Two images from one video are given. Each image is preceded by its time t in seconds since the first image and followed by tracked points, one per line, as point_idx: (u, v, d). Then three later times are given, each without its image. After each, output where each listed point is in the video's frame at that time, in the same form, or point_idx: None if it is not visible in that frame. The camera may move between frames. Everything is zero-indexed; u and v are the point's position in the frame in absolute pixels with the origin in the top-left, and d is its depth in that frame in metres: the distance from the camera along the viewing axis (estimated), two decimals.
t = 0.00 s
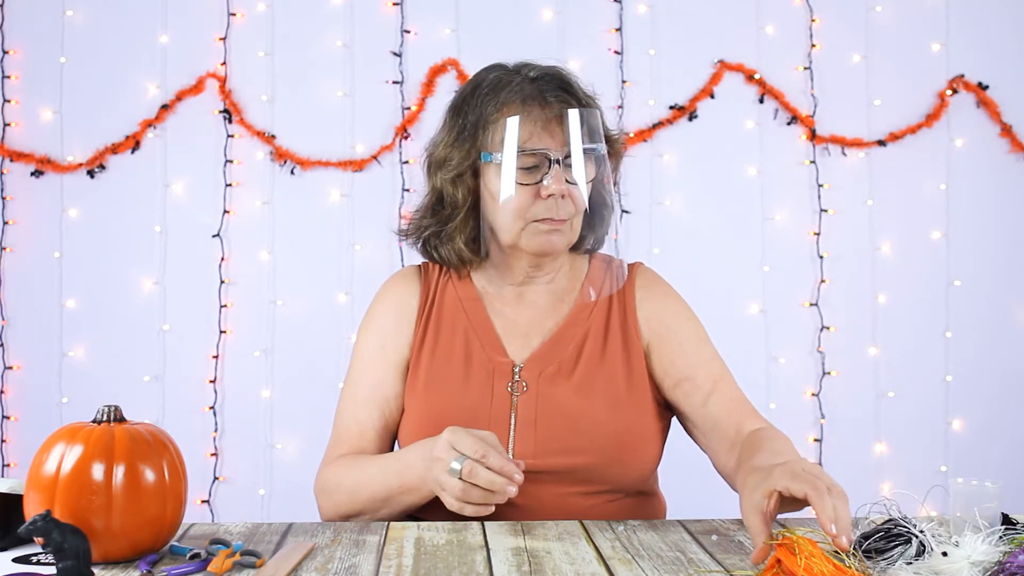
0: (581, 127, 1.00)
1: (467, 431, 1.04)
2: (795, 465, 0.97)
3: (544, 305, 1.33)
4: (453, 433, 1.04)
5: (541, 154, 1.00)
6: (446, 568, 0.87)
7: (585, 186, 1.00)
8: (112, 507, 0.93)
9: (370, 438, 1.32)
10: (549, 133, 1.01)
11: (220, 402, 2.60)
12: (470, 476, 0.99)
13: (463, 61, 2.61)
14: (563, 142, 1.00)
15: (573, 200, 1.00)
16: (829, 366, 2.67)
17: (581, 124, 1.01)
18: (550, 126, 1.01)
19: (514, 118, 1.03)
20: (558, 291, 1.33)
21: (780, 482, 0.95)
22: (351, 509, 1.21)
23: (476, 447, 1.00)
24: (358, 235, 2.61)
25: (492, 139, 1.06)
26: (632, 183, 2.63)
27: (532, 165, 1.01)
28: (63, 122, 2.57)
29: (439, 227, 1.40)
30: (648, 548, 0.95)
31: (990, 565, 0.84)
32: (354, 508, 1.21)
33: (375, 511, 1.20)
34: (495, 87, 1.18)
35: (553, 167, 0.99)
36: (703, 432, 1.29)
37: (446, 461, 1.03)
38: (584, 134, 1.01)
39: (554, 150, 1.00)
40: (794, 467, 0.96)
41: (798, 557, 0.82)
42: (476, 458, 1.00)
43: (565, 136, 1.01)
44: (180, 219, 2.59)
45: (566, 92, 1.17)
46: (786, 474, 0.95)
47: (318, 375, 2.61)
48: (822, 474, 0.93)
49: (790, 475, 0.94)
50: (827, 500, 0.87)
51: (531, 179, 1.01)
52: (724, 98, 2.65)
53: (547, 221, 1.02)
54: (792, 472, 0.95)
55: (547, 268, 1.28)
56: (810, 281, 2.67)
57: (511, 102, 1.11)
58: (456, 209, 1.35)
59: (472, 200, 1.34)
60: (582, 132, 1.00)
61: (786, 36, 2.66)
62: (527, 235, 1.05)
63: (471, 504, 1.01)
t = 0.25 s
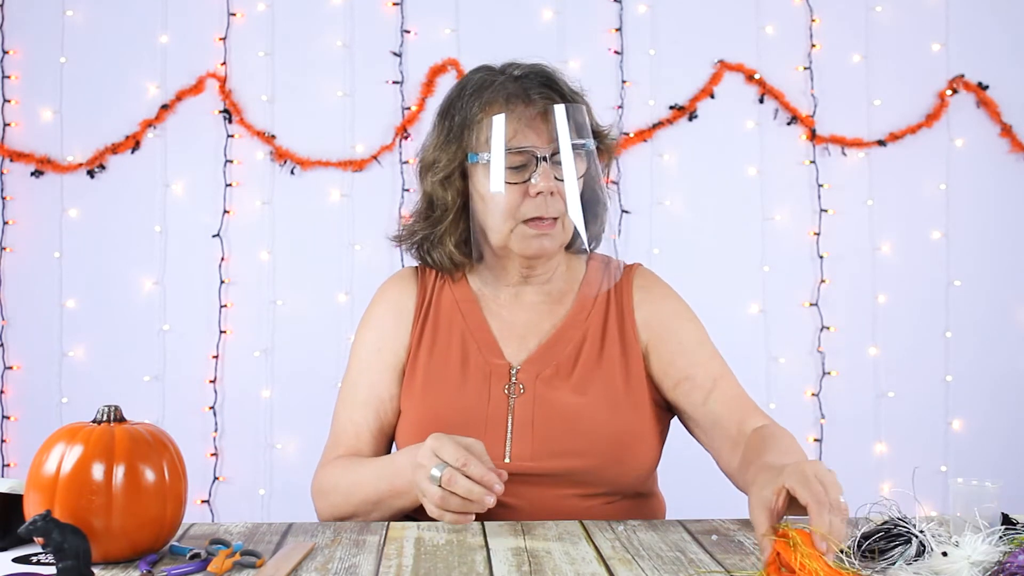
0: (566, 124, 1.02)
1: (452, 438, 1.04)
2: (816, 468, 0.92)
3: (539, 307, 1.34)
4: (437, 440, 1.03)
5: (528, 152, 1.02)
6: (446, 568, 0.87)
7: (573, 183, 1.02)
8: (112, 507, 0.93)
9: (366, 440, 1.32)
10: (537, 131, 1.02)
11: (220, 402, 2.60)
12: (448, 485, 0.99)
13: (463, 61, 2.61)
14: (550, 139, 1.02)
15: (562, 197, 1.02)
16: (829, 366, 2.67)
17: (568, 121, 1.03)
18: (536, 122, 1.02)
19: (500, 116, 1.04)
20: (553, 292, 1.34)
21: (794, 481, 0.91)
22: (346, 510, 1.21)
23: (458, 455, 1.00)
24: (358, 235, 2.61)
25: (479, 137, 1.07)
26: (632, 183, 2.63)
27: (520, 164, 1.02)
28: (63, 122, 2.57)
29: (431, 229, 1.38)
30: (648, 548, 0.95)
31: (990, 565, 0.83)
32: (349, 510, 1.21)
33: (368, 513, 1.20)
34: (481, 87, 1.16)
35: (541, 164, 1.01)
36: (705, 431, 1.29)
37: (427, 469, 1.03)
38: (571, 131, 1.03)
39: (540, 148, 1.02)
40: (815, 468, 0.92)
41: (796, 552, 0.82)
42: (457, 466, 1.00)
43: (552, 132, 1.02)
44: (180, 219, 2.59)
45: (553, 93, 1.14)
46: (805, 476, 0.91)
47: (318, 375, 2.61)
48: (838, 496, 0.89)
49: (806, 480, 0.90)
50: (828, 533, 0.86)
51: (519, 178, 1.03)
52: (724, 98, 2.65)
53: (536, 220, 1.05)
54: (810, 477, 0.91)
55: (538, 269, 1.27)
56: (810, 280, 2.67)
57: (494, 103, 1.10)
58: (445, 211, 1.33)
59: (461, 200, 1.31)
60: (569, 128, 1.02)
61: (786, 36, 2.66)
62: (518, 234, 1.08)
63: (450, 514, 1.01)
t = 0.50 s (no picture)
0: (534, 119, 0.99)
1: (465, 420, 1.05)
2: (824, 420, 0.92)
3: (535, 305, 1.33)
4: (451, 421, 1.04)
5: (501, 156, 1.03)
6: (446, 568, 0.87)
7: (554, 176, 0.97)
8: (112, 507, 0.93)
9: (372, 441, 1.32)
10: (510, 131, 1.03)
11: (220, 402, 2.60)
12: (465, 462, 1.00)
13: (463, 61, 2.61)
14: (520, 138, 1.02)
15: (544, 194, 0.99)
16: (829, 366, 2.68)
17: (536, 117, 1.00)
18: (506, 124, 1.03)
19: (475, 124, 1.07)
20: (549, 290, 1.33)
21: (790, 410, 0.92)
22: (357, 511, 1.21)
23: (473, 433, 1.01)
24: (358, 235, 2.61)
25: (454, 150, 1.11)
26: (632, 183, 2.64)
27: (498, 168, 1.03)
28: (63, 122, 2.57)
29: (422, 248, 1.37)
30: (648, 548, 0.95)
31: (990, 565, 0.83)
32: (361, 510, 1.21)
33: (379, 511, 1.20)
34: (449, 95, 1.18)
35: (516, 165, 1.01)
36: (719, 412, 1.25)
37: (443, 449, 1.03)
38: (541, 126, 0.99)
39: (513, 149, 1.02)
40: (824, 422, 0.92)
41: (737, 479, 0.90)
42: (472, 444, 1.01)
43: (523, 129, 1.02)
44: (180, 219, 2.59)
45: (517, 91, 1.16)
46: (803, 408, 0.92)
47: (318, 375, 2.61)
48: (807, 439, 0.90)
49: (782, 412, 0.92)
50: (767, 455, 0.88)
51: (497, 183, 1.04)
52: (724, 98, 2.65)
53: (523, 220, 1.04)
54: (808, 417, 0.91)
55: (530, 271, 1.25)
56: (810, 280, 2.67)
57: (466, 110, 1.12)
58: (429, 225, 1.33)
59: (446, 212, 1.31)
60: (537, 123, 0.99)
61: (786, 36, 2.66)
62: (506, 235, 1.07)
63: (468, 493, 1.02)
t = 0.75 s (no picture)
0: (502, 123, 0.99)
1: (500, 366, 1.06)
2: (760, 388, 0.94)
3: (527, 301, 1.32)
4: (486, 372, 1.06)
5: (472, 166, 0.99)
6: (447, 568, 0.87)
7: (527, 181, 0.97)
8: (112, 507, 0.93)
9: (390, 435, 1.32)
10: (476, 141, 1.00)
11: (220, 402, 2.60)
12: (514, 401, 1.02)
13: (463, 61, 2.61)
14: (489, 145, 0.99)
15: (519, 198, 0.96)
16: (828, 366, 2.68)
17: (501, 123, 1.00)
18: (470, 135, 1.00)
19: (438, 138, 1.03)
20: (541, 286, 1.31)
21: (732, 361, 0.93)
22: (392, 501, 1.22)
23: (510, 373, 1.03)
24: (358, 235, 2.61)
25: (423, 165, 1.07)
26: (632, 183, 2.64)
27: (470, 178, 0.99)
28: (63, 122, 2.57)
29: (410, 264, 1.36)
30: (648, 548, 0.95)
31: (990, 565, 0.83)
32: (395, 500, 1.22)
33: (419, 496, 1.21)
34: (417, 110, 1.14)
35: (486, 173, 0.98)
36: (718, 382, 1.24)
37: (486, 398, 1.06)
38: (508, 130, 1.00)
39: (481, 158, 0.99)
40: (758, 390, 0.94)
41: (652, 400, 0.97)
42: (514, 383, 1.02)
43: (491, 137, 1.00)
44: (180, 219, 2.59)
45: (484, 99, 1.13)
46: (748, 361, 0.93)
47: (318, 375, 2.61)
48: (722, 395, 0.92)
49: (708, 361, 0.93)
50: (683, 393, 0.92)
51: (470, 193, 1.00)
52: (724, 98, 2.65)
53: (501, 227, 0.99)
54: (747, 375, 0.93)
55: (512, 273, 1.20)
56: (810, 280, 2.67)
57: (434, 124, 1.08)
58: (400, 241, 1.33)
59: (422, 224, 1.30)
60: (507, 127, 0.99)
61: (786, 36, 2.66)
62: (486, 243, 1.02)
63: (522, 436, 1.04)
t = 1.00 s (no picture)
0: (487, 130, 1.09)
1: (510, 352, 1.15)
2: (703, 382, 1.01)
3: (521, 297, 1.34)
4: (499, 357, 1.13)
5: (456, 169, 1.07)
6: (447, 568, 0.87)
7: (511, 182, 1.07)
8: (112, 507, 0.93)
9: (396, 428, 1.32)
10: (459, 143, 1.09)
11: (220, 402, 2.60)
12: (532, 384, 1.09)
13: (463, 61, 2.61)
14: (472, 150, 1.08)
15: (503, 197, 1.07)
16: (828, 366, 2.68)
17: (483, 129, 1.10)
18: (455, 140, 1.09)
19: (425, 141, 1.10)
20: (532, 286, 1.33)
21: (674, 353, 1.00)
22: (403, 493, 1.22)
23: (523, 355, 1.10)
24: (358, 235, 2.61)
25: (410, 166, 1.14)
26: (632, 183, 2.64)
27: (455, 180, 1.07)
28: (63, 122, 2.57)
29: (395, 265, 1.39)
30: (649, 548, 0.95)
31: (990, 565, 0.83)
32: (407, 492, 1.22)
33: (434, 481, 1.21)
34: (403, 116, 1.20)
35: (472, 175, 1.06)
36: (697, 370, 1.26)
37: (501, 378, 1.12)
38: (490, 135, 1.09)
39: (466, 162, 1.07)
40: (701, 384, 1.01)
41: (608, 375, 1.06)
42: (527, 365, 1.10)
43: (474, 142, 1.09)
44: (180, 219, 2.59)
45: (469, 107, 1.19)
46: (692, 354, 1.00)
47: (318, 376, 2.61)
48: (662, 383, 1.01)
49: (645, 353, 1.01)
50: (627, 375, 1.01)
51: (457, 195, 1.08)
52: (724, 98, 2.65)
53: (488, 225, 1.09)
54: (689, 369, 1.00)
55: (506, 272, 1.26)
56: (810, 280, 2.67)
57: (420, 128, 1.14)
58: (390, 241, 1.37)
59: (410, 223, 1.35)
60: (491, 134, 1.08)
61: (785, 36, 2.66)
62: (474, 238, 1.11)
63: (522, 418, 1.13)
